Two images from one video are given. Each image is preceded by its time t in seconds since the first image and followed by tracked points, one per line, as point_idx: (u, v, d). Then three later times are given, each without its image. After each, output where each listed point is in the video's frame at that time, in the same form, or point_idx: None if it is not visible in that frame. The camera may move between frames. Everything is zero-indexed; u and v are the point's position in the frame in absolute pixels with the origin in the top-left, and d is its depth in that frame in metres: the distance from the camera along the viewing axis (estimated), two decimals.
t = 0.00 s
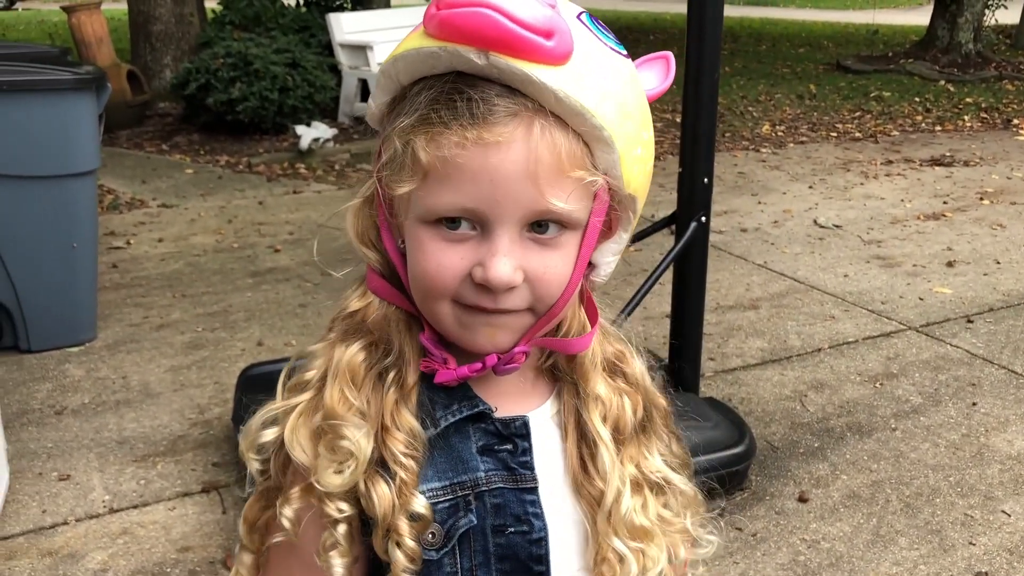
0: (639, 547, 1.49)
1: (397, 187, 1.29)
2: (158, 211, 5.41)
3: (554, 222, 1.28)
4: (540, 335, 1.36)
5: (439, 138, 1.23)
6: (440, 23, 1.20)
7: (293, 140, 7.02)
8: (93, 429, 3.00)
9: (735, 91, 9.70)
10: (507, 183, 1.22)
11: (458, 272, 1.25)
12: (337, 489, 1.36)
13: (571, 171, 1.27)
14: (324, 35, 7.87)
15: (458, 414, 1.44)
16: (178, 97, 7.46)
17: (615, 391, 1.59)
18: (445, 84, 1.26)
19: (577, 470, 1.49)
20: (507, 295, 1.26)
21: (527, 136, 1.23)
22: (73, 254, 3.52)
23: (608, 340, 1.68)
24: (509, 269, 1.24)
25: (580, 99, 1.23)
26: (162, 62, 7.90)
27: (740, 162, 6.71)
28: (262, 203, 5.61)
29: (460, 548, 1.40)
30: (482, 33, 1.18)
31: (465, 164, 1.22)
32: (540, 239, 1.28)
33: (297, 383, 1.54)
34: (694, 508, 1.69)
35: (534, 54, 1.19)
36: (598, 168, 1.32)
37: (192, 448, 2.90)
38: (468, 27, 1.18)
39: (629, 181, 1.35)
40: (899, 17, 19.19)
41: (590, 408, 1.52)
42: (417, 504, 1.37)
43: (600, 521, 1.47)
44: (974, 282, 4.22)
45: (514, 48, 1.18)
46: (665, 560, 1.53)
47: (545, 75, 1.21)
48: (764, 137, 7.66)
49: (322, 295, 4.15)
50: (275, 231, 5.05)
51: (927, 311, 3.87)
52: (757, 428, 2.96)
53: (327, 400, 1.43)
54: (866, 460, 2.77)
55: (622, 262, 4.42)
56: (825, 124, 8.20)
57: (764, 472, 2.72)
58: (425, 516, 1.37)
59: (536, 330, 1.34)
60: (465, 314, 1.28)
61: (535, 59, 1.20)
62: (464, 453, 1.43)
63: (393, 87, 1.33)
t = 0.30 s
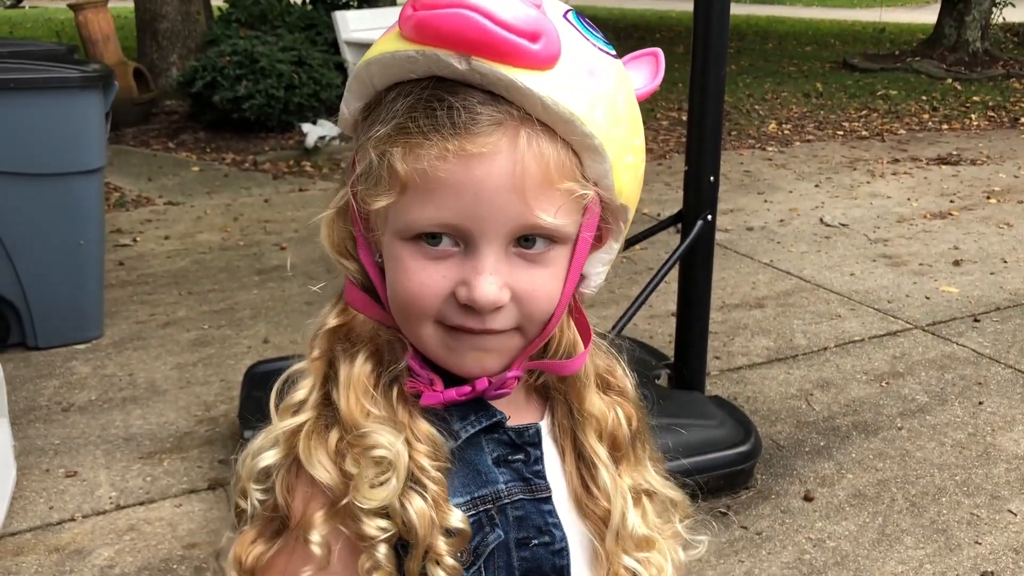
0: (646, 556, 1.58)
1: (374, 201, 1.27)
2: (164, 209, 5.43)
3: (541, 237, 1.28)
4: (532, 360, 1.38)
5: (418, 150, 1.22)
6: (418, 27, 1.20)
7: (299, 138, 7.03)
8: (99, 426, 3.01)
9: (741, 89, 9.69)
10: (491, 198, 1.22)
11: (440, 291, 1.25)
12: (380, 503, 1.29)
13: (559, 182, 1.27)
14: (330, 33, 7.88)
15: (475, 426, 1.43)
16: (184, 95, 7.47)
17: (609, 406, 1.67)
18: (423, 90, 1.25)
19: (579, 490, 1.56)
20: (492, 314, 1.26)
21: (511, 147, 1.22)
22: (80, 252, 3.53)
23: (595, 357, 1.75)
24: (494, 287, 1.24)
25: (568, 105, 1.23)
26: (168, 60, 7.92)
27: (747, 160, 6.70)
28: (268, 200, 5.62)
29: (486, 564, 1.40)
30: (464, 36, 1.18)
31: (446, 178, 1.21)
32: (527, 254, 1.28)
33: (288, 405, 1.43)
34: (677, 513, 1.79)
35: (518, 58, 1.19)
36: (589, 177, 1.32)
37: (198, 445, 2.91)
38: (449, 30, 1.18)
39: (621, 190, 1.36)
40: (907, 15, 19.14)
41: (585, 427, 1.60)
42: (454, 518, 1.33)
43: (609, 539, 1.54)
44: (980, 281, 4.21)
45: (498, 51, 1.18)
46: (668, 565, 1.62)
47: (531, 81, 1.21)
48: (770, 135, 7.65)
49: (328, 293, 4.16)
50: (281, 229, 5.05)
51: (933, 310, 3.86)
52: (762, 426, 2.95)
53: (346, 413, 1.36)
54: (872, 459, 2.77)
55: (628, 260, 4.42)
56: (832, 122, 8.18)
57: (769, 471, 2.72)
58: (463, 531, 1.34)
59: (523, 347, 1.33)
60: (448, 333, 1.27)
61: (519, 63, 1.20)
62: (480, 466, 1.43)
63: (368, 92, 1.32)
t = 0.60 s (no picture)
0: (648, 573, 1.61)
1: (400, 216, 1.26)
2: (167, 210, 5.43)
3: (570, 249, 1.29)
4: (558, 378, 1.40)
5: (447, 162, 1.22)
6: (440, 35, 1.19)
7: (301, 139, 7.03)
8: (102, 426, 3.02)
9: (743, 89, 9.68)
10: (523, 210, 1.22)
11: (470, 306, 1.25)
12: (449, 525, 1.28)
13: (590, 192, 1.28)
14: (332, 33, 7.88)
15: (515, 443, 1.45)
16: (186, 95, 7.48)
17: (619, 421, 1.68)
18: (446, 100, 1.24)
19: (588, 506, 1.60)
20: (524, 329, 1.27)
21: (542, 157, 1.22)
22: (82, 252, 3.53)
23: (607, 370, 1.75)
24: (526, 302, 1.24)
25: (599, 112, 1.23)
26: (170, 60, 7.93)
27: (749, 160, 6.70)
28: (271, 201, 5.62)
29: None
30: (494, 44, 1.16)
31: (478, 191, 1.21)
32: (557, 266, 1.28)
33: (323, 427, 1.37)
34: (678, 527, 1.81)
35: (548, 65, 1.19)
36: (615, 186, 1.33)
37: (200, 445, 2.92)
38: (477, 37, 1.17)
39: (646, 199, 1.37)
40: (910, 14, 19.11)
41: (595, 444, 1.62)
42: (513, 531, 1.35)
43: (613, 556, 1.57)
44: (983, 281, 4.20)
45: (527, 58, 1.18)
46: None
47: (563, 89, 1.21)
48: (772, 135, 7.64)
49: (330, 294, 4.16)
50: (283, 230, 5.06)
51: (936, 311, 3.86)
52: (764, 427, 2.95)
53: (396, 434, 1.33)
54: (874, 459, 2.76)
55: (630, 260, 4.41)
56: (834, 122, 8.17)
57: (771, 471, 2.71)
58: (523, 544, 1.36)
59: (548, 360, 1.34)
60: (476, 347, 1.27)
61: (548, 70, 1.19)
62: (515, 484, 1.45)
63: (381, 105, 1.31)
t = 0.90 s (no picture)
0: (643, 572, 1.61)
1: (388, 227, 1.26)
2: (165, 213, 5.43)
3: (556, 260, 1.29)
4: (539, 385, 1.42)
5: (436, 174, 1.21)
6: (433, 50, 1.19)
7: (299, 142, 7.03)
8: (99, 430, 3.02)
9: (742, 91, 9.69)
10: (511, 221, 1.22)
11: (457, 317, 1.24)
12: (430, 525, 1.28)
13: (577, 205, 1.28)
14: (330, 37, 7.89)
15: (500, 444, 1.45)
16: (185, 99, 7.48)
17: (609, 424, 1.68)
18: (437, 113, 1.24)
19: (581, 509, 1.61)
20: (510, 341, 1.26)
21: (531, 172, 1.23)
22: (80, 257, 3.53)
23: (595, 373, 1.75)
24: (512, 313, 1.24)
25: (587, 130, 1.24)
26: (168, 64, 7.93)
27: (747, 163, 6.70)
28: (269, 205, 5.62)
29: None
30: (487, 62, 1.17)
31: (466, 202, 1.21)
32: (543, 277, 1.28)
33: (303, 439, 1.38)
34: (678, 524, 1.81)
35: (539, 84, 1.19)
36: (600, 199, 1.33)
37: (197, 450, 2.91)
38: (470, 54, 1.17)
39: (631, 213, 1.37)
40: (909, 17, 19.12)
41: (585, 448, 1.62)
42: (497, 529, 1.35)
43: (607, 556, 1.57)
44: (980, 283, 4.21)
45: (518, 76, 1.18)
46: None
47: (552, 107, 1.21)
48: (770, 137, 7.65)
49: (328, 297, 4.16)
50: (281, 234, 5.06)
51: (933, 313, 3.86)
52: (762, 430, 2.95)
53: (373, 443, 1.33)
54: (872, 462, 2.76)
55: (628, 263, 4.42)
56: (832, 124, 8.18)
57: (768, 475, 2.71)
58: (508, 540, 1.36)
59: (533, 370, 1.34)
60: (462, 358, 1.26)
61: (539, 88, 1.20)
62: (503, 484, 1.44)
63: (373, 114, 1.30)
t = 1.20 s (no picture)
0: (630, 557, 1.64)
1: (381, 213, 1.26)
2: (163, 218, 5.43)
3: (547, 236, 1.30)
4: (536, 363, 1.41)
5: (429, 156, 1.22)
6: (418, 36, 1.20)
7: (297, 145, 7.03)
8: (98, 434, 3.02)
9: (739, 94, 9.70)
10: (504, 198, 1.23)
11: (454, 297, 1.25)
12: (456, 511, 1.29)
13: (565, 182, 1.30)
14: (327, 40, 7.90)
15: (505, 437, 1.46)
16: (182, 104, 7.49)
17: (597, 410, 1.69)
18: (423, 99, 1.25)
19: (570, 495, 1.64)
20: (507, 317, 1.27)
21: (520, 150, 1.24)
22: (79, 262, 3.53)
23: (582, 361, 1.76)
24: (509, 288, 1.25)
25: (571, 108, 1.26)
26: (166, 69, 7.94)
27: (744, 165, 6.71)
28: (267, 208, 5.63)
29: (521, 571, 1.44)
30: (472, 42, 1.18)
31: (459, 182, 1.22)
32: (535, 254, 1.29)
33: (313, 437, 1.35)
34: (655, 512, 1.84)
35: (524, 63, 1.21)
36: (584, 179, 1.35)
37: (196, 453, 2.92)
38: (455, 36, 1.18)
39: (612, 192, 1.39)
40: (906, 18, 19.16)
41: (574, 434, 1.64)
42: (509, 513, 1.37)
43: (595, 541, 1.61)
44: (977, 284, 4.21)
45: (504, 55, 1.19)
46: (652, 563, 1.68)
47: (537, 85, 1.23)
48: (767, 139, 7.66)
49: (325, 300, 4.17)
50: (279, 237, 5.06)
51: (930, 313, 3.87)
52: (759, 430, 2.96)
53: (390, 435, 1.32)
54: (869, 462, 2.77)
55: (626, 265, 4.42)
56: (829, 126, 8.19)
57: (766, 475, 2.72)
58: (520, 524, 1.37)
59: (528, 348, 1.34)
60: (461, 338, 1.27)
61: (524, 68, 1.21)
62: (507, 476, 1.45)
63: (356, 108, 1.30)
